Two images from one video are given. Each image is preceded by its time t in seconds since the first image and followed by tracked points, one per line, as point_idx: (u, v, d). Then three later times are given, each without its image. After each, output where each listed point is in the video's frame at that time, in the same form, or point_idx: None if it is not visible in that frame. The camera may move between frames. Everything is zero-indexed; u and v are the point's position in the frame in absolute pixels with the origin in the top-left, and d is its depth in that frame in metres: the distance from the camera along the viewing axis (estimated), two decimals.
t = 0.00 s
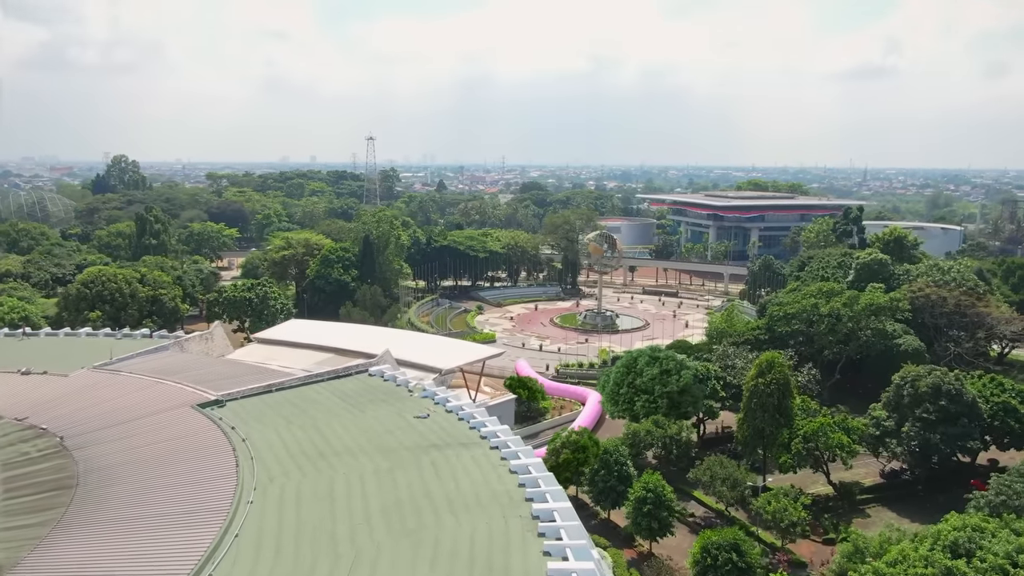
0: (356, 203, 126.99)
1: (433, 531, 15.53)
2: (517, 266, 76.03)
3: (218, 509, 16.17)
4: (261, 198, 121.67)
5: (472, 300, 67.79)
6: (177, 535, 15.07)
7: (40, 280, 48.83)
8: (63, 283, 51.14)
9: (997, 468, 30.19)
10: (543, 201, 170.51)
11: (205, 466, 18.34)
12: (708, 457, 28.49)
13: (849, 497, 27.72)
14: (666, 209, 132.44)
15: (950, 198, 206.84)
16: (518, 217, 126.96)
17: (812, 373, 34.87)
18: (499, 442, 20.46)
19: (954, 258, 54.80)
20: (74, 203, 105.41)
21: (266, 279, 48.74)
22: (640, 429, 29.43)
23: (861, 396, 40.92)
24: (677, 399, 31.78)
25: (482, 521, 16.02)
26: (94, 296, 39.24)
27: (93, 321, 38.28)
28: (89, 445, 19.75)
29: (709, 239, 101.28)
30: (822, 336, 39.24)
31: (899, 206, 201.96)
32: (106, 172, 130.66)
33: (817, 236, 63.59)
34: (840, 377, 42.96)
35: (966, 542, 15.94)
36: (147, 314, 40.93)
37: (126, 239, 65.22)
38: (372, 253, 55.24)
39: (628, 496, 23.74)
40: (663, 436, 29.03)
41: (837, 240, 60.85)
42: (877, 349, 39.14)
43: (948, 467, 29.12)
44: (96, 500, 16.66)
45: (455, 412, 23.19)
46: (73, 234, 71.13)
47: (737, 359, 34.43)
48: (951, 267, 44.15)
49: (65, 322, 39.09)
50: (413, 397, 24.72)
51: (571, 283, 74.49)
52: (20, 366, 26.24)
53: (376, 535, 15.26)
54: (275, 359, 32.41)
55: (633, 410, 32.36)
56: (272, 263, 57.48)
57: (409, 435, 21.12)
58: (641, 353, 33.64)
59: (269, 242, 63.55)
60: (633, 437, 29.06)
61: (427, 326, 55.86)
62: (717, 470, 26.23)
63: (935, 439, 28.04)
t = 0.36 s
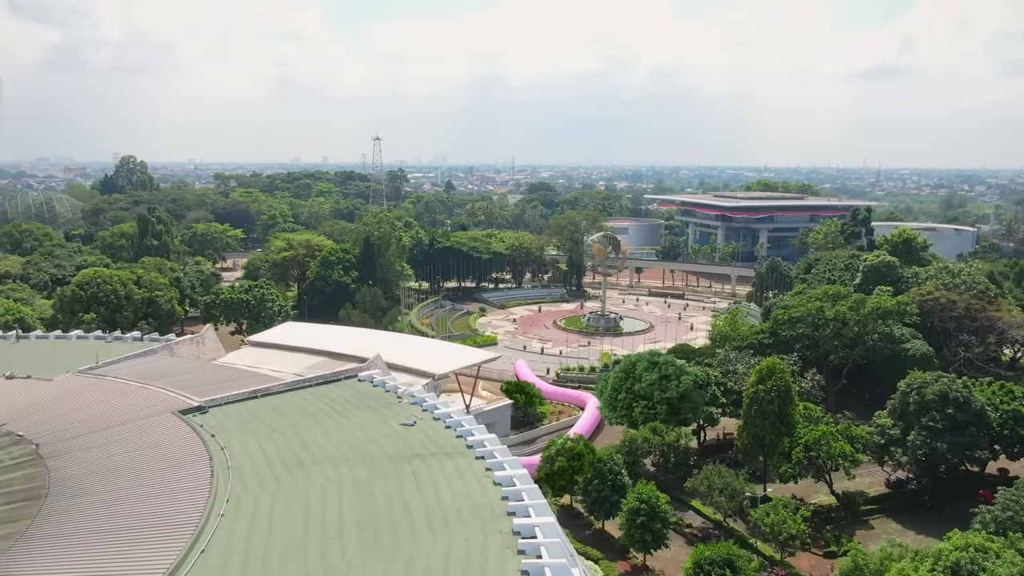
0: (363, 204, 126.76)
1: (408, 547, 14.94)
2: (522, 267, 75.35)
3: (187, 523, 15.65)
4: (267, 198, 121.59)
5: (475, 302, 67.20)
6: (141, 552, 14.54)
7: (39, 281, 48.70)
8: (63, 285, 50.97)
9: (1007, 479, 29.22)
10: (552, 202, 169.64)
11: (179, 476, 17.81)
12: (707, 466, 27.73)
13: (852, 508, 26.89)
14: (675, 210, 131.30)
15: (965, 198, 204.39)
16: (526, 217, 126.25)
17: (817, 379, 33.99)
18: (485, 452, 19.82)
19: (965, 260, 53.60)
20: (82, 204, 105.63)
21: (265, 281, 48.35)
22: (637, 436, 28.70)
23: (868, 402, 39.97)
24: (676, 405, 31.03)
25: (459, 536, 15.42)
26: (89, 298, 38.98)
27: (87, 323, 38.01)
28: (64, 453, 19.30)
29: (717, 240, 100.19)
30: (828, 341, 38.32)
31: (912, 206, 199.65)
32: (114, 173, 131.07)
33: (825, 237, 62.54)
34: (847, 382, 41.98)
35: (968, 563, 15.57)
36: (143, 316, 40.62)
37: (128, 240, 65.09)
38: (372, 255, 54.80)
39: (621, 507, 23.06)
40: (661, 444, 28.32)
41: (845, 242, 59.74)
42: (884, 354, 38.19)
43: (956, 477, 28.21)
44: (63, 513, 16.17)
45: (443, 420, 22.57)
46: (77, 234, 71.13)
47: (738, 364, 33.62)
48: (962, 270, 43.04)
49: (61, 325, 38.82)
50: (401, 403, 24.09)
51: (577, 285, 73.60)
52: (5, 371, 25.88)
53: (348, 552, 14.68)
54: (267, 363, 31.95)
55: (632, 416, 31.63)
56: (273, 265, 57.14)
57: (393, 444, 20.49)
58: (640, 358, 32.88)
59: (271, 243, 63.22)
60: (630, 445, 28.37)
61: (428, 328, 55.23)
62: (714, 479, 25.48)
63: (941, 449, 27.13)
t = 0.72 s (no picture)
0: (369, 204, 126.36)
1: (382, 565, 14.32)
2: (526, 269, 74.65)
3: (153, 538, 15.09)
4: (274, 198, 121.41)
5: (478, 304, 66.56)
6: (102, 568, 13.98)
7: (38, 283, 48.51)
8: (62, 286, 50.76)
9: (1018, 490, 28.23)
10: (560, 202, 168.77)
11: (152, 489, 17.27)
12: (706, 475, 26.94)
13: (856, 520, 26.03)
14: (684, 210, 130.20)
15: (979, 198, 201.74)
16: (533, 218, 125.46)
17: (821, 385, 33.15)
18: (470, 463, 19.18)
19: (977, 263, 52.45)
20: (89, 205, 105.82)
21: (263, 283, 47.93)
22: (634, 444, 28.01)
23: (876, 408, 39.07)
24: (676, 412, 30.30)
25: (437, 553, 14.78)
26: (84, 300, 38.66)
27: (82, 325, 37.67)
28: (38, 462, 18.81)
29: (726, 241, 99.06)
30: (833, 346, 37.40)
31: (926, 207, 197.29)
32: (122, 173, 131.39)
33: (833, 239, 61.53)
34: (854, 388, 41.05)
35: None
36: (139, 318, 40.27)
37: (131, 241, 64.87)
38: (373, 256, 54.31)
39: (614, 521, 22.36)
40: (659, 452, 27.57)
41: (854, 244, 58.71)
42: (891, 360, 37.25)
43: (965, 488, 27.28)
44: (28, 525, 15.65)
45: (430, 428, 21.91)
46: (81, 234, 71.06)
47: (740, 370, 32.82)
48: (972, 272, 41.97)
49: (55, 327, 38.49)
50: (389, 410, 23.48)
51: (582, 286, 72.78)
52: None
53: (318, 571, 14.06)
54: (259, 368, 31.44)
55: (630, 423, 30.84)
56: (274, 266, 56.76)
57: (376, 453, 19.89)
58: (638, 363, 32.11)
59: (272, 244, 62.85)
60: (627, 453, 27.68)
61: (429, 330, 54.66)
62: (713, 490, 24.70)
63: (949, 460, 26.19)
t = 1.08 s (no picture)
0: (376, 205, 125.94)
1: None
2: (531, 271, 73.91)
3: (115, 553, 14.52)
4: (280, 199, 121.26)
5: (481, 306, 65.93)
6: None
7: (36, 284, 48.32)
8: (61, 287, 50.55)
9: None
10: (568, 202, 167.70)
11: (121, 500, 16.72)
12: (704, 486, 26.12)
13: (860, 533, 25.14)
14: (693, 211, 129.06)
15: (994, 199, 199.03)
16: (541, 218, 124.65)
17: (826, 391, 32.26)
18: (453, 475, 18.50)
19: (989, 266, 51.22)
20: (96, 205, 106.03)
21: (261, 285, 47.51)
22: (630, 452, 27.26)
23: (883, 415, 38.14)
24: (675, 419, 29.52)
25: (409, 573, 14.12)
26: (78, 301, 38.34)
27: (75, 328, 37.34)
28: (9, 471, 18.35)
29: (734, 242, 97.90)
30: (838, 351, 36.46)
31: (940, 207, 194.73)
32: (130, 173, 131.72)
33: (842, 241, 60.46)
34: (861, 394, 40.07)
35: None
36: (133, 320, 39.93)
37: (133, 242, 64.68)
38: (373, 258, 53.83)
39: (604, 535, 21.65)
40: (655, 461, 26.79)
41: (863, 246, 57.64)
42: (899, 367, 36.28)
43: (973, 500, 26.30)
44: None
45: (415, 437, 21.29)
46: (85, 235, 70.97)
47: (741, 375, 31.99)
48: (983, 275, 40.88)
49: (49, 329, 38.19)
50: (375, 418, 22.87)
51: (586, 288, 72.02)
52: None
53: None
54: (249, 373, 30.96)
55: (627, 430, 30.02)
56: (274, 268, 56.38)
57: (357, 464, 19.27)
58: (636, 368, 31.33)
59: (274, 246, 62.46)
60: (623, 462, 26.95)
61: (429, 332, 54.03)
62: (709, 501, 23.92)
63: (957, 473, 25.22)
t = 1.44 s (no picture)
0: (382, 206, 125.53)
1: None
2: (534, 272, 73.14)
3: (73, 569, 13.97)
4: (286, 199, 121.01)
5: (484, 308, 65.25)
6: None
7: (34, 285, 48.04)
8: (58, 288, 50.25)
9: None
10: (575, 203, 166.72)
11: (87, 513, 16.16)
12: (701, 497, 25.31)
13: (862, 547, 24.26)
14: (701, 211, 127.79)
15: (1009, 199, 196.37)
16: (548, 219, 123.79)
17: (829, 398, 31.39)
18: (434, 489, 17.82)
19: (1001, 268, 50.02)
20: (103, 205, 106.20)
21: (258, 287, 47.08)
22: (625, 462, 26.49)
23: (890, 422, 37.19)
24: (673, 427, 28.72)
25: None
26: (71, 304, 37.92)
27: (68, 330, 36.93)
28: None
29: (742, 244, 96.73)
30: (844, 356, 35.51)
31: (954, 208, 192.35)
32: (137, 174, 131.94)
33: (849, 243, 59.40)
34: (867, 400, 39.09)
35: None
36: (127, 323, 39.51)
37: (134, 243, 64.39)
38: (372, 260, 53.29)
39: (593, 549, 20.93)
40: (651, 471, 25.99)
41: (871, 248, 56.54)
42: (906, 373, 35.32)
43: (980, 512, 25.39)
44: None
45: (399, 446, 20.64)
46: (87, 235, 70.90)
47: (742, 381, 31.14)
48: (994, 278, 39.79)
49: (42, 331, 37.81)
50: (359, 426, 22.21)
51: (591, 290, 71.20)
52: None
53: None
54: (239, 377, 30.41)
55: (624, 438, 29.19)
56: (274, 270, 55.96)
57: (335, 477, 18.59)
58: (633, 374, 30.54)
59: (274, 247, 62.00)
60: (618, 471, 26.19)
61: (429, 334, 53.39)
62: (705, 514, 23.13)
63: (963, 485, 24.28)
